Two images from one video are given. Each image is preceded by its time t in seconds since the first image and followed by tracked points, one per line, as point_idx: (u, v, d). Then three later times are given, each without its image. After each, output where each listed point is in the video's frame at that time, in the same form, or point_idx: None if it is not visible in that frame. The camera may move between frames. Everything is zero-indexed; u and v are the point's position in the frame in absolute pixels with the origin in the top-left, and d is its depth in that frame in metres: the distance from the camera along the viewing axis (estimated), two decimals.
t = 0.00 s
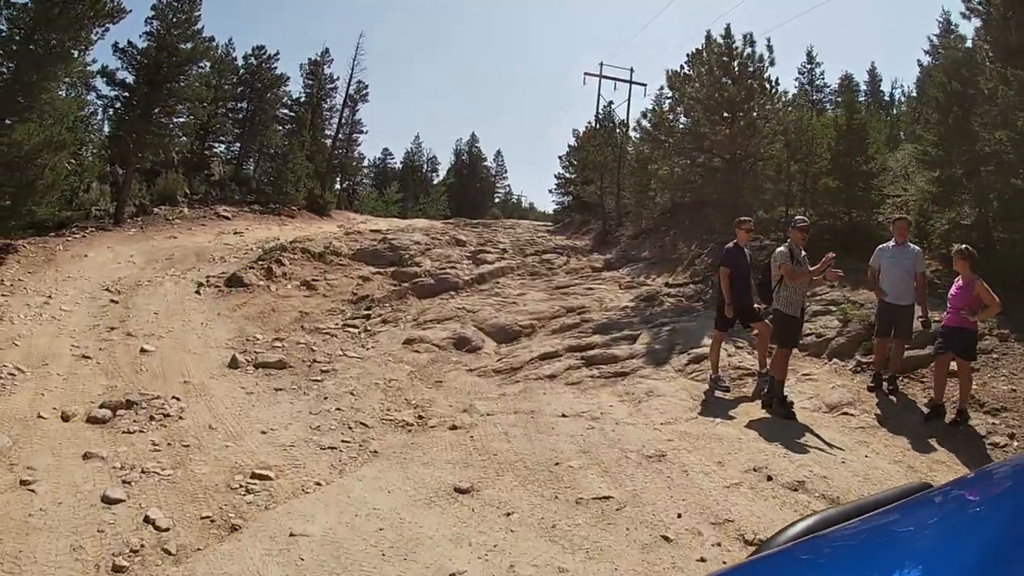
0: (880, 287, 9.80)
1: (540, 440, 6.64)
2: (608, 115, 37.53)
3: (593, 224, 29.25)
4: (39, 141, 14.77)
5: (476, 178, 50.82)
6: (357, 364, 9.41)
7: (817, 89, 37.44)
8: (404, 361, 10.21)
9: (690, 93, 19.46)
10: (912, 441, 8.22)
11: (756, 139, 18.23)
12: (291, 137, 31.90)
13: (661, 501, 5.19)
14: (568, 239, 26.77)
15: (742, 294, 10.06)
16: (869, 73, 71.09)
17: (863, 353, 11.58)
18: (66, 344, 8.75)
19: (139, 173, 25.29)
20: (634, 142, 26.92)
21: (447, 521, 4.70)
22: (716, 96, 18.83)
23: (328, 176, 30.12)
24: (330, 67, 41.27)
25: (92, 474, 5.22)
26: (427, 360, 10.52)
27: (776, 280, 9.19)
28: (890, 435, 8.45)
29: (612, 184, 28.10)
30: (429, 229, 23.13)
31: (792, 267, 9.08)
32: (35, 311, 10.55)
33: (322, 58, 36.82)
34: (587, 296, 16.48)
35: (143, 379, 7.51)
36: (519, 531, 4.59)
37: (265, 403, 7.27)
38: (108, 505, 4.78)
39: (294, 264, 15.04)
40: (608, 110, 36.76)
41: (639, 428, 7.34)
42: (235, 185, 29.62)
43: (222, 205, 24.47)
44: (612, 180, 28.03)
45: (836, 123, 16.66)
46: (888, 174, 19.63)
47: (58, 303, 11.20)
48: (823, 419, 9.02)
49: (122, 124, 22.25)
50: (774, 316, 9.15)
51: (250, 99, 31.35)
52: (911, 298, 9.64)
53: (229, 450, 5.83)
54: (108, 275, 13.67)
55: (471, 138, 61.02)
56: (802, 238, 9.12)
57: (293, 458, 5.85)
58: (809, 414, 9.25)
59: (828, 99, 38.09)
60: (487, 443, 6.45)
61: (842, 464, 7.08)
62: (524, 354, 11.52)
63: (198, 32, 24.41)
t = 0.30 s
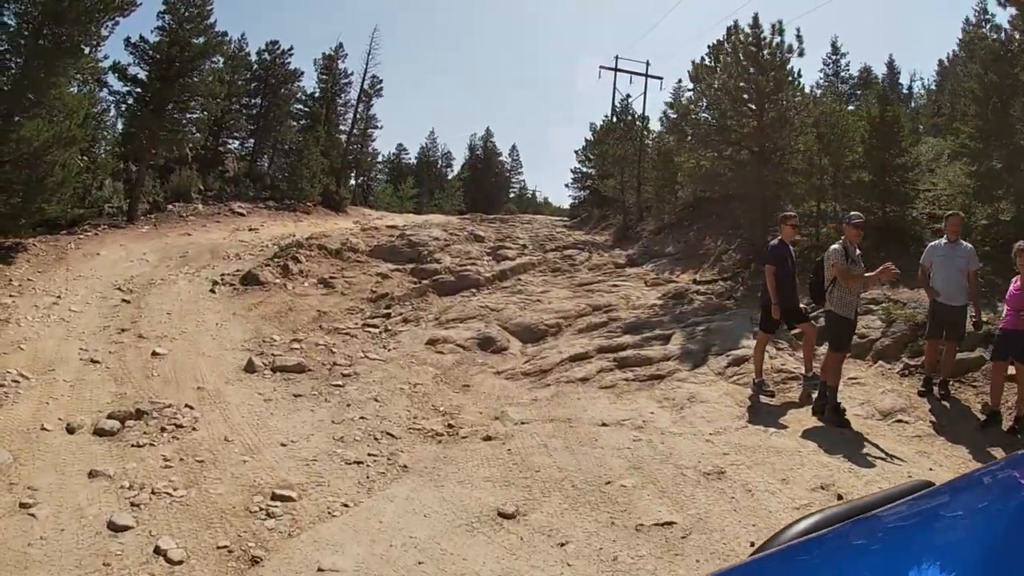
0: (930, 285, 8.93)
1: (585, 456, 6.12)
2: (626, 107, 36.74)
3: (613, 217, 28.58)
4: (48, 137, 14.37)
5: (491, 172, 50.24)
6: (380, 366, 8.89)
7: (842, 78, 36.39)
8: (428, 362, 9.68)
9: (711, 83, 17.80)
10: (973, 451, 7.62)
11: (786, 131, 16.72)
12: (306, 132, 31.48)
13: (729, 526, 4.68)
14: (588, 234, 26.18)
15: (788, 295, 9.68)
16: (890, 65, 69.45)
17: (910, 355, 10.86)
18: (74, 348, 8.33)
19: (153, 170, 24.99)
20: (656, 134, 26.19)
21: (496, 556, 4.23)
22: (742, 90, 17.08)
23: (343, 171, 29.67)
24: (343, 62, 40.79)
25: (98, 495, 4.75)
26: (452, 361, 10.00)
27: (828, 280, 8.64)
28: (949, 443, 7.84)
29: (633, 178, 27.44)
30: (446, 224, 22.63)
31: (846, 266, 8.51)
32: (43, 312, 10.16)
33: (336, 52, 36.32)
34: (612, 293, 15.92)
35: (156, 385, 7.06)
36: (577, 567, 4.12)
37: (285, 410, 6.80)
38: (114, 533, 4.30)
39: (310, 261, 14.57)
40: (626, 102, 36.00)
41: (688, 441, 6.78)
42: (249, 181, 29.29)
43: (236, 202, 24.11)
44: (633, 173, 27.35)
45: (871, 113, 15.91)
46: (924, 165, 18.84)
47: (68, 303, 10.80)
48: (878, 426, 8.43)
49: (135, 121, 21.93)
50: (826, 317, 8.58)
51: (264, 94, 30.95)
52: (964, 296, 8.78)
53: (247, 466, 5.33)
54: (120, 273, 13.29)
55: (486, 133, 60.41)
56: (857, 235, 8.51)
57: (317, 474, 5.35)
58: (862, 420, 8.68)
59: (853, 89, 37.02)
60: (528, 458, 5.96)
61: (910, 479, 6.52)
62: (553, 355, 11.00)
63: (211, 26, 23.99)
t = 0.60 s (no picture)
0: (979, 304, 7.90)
1: (631, 481, 5.66)
2: (645, 109, 36.17)
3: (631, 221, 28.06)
4: (60, 132, 14.03)
5: (505, 174, 49.78)
6: (403, 374, 8.42)
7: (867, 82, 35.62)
8: (451, 371, 9.20)
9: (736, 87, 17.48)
10: None
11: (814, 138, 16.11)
12: (321, 131, 31.16)
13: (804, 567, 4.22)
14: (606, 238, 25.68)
15: (833, 307, 9.24)
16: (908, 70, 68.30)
17: (951, 371, 10.17)
18: (84, 351, 7.96)
19: (167, 167, 24.74)
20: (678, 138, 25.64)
21: None
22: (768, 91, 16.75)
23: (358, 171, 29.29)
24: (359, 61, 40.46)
25: (108, 520, 4.36)
26: (477, 370, 9.55)
27: (879, 296, 8.12)
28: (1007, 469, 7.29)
29: (653, 181, 26.93)
30: (463, 226, 22.20)
31: (897, 282, 7.99)
32: (53, 312, 9.80)
33: (353, 51, 35.99)
34: (636, 300, 15.42)
35: (169, 394, 6.66)
36: None
37: (306, 423, 6.36)
38: (127, 566, 3.90)
39: (327, 263, 14.17)
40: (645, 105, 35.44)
41: (739, 466, 6.31)
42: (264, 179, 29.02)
43: (251, 200, 23.77)
44: (653, 177, 26.82)
45: (903, 118, 15.38)
46: (958, 173, 18.24)
47: (79, 303, 10.44)
48: (929, 449, 7.94)
49: (151, 118, 21.67)
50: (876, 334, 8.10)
51: (279, 92, 30.63)
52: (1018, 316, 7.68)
53: (270, 488, 4.91)
54: (133, 272, 12.94)
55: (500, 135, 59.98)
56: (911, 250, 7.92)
57: (346, 498, 4.91)
58: (912, 440, 8.20)
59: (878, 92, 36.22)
60: (571, 483, 5.52)
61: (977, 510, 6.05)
62: (580, 365, 10.53)
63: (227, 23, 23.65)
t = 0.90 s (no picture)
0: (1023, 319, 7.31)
1: (675, 506, 5.25)
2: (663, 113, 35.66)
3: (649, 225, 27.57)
4: (72, 120, 13.71)
5: (519, 174, 49.37)
6: (422, 380, 8.00)
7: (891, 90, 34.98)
8: (471, 378, 8.77)
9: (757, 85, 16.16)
10: None
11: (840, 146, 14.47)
12: (336, 127, 30.86)
13: None
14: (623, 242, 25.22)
15: (874, 322, 8.81)
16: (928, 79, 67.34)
17: (987, 391, 9.45)
18: (91, 348, 7.62)
19: (181, 160, 24.51)
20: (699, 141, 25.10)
21: None
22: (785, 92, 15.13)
23: (373, 168, 28.96)
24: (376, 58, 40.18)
25: (111, 540, 4.05)
26: (499, 376, 9.14)
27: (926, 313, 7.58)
28: None
29: (672, 185, 26.44)
30: (479, 226, 21.80)
31: (945, 300, 7.44)
32: (60, 306, 9.48)
33: (370, 48, 35.70)
34: (658, 306, 14.97)
35: (178, 396, 6.31)
36: None
37: (323, 431, 5.97)
38: None
39: (342, 260, 13.80)
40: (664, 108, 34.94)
41: (785, 491, 5.89)
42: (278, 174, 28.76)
43: (265, 195, 23.49)
44: (672, 180, 26.33)
45: (937, 126, 14.86)
46: (991, 184, 17.71)
47: (87, 297, 10.11)
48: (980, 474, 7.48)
49: (166, 110, 21.42)
50: (920, 352, 7.60)
51: (295, 87, 30.34)
52: None
53: (286, 505, 4.56)
54: (143, 265, 12.62)
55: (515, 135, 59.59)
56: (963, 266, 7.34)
57: (368, 518, 4.53)
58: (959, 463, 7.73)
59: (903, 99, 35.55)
60: (610, 507, 5.11)
61: None
62: (605, 374, 10.08)
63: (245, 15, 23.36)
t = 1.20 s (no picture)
0: None
1: (724, 530, 4.79)
2: (680, 115, 35.15)
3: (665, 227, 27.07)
4: (82, 106, 13.35)
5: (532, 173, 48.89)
6: (442, 383, 7.56)
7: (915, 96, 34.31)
8: (492, 381, 8.34)
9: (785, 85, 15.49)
10: None
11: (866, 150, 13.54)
12: (350, 122, 30.49)
13: None
14: (639, 244, 24.71)
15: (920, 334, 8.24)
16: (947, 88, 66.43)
17: None
18: (94, 341, 7.26)
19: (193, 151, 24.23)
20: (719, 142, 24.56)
21: None
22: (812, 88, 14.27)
23: (386, 163, 28.59)
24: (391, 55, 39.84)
25: (108, 560, 3.74)
26: (520, 381, 8.69)
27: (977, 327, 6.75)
28: None
29: (690, 187, 25.92)
30: (494, 225, 21.35)
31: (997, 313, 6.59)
32: (64, 296, 9.12)
33: (386, 43, 35.34)
34: (680, 310, 14.50)
35: (184, 395, 5.95)
36: None
37: (339, 437, 5.55)
38: None
39: (355, 256, 13.40)
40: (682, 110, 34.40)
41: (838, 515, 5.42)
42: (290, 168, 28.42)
43: (277, 188, 23.17)
44: (691, 182, 25.80)
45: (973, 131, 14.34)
46: None
47: (92, 287, 9.74)
48: None
49: (180, 100, 21.11)
50: (971, 369, 6.74)
51: (309, 81, 29.97)
52: None
53: (300, 522, 4.20)
54: (152, 256, 12.26)
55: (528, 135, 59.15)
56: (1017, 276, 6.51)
57: (390, 539, 4.13)
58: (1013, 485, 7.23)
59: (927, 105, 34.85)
60: (653, 530, 4.67)
61: None
62: (630, 382, 9.74)
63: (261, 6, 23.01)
